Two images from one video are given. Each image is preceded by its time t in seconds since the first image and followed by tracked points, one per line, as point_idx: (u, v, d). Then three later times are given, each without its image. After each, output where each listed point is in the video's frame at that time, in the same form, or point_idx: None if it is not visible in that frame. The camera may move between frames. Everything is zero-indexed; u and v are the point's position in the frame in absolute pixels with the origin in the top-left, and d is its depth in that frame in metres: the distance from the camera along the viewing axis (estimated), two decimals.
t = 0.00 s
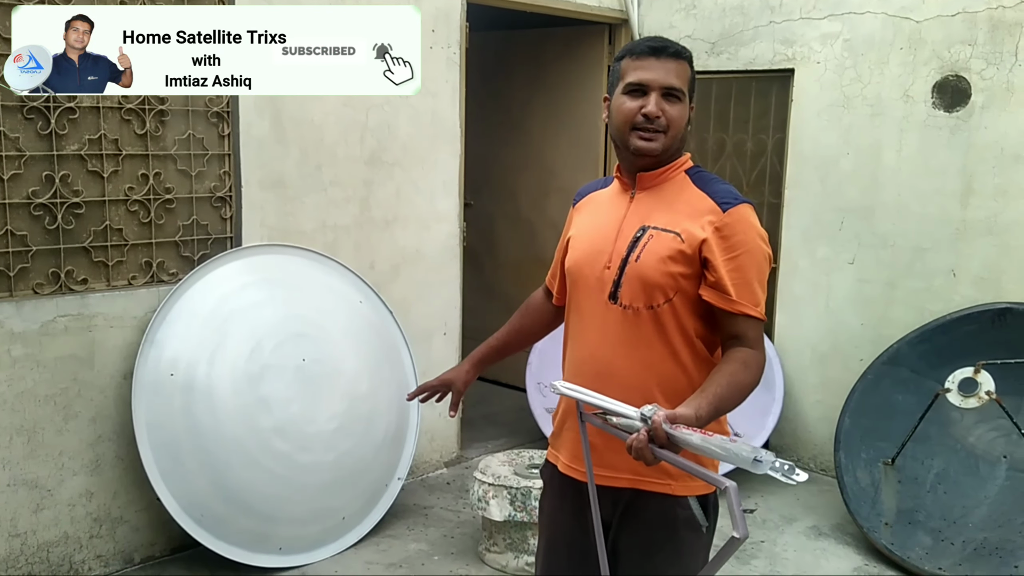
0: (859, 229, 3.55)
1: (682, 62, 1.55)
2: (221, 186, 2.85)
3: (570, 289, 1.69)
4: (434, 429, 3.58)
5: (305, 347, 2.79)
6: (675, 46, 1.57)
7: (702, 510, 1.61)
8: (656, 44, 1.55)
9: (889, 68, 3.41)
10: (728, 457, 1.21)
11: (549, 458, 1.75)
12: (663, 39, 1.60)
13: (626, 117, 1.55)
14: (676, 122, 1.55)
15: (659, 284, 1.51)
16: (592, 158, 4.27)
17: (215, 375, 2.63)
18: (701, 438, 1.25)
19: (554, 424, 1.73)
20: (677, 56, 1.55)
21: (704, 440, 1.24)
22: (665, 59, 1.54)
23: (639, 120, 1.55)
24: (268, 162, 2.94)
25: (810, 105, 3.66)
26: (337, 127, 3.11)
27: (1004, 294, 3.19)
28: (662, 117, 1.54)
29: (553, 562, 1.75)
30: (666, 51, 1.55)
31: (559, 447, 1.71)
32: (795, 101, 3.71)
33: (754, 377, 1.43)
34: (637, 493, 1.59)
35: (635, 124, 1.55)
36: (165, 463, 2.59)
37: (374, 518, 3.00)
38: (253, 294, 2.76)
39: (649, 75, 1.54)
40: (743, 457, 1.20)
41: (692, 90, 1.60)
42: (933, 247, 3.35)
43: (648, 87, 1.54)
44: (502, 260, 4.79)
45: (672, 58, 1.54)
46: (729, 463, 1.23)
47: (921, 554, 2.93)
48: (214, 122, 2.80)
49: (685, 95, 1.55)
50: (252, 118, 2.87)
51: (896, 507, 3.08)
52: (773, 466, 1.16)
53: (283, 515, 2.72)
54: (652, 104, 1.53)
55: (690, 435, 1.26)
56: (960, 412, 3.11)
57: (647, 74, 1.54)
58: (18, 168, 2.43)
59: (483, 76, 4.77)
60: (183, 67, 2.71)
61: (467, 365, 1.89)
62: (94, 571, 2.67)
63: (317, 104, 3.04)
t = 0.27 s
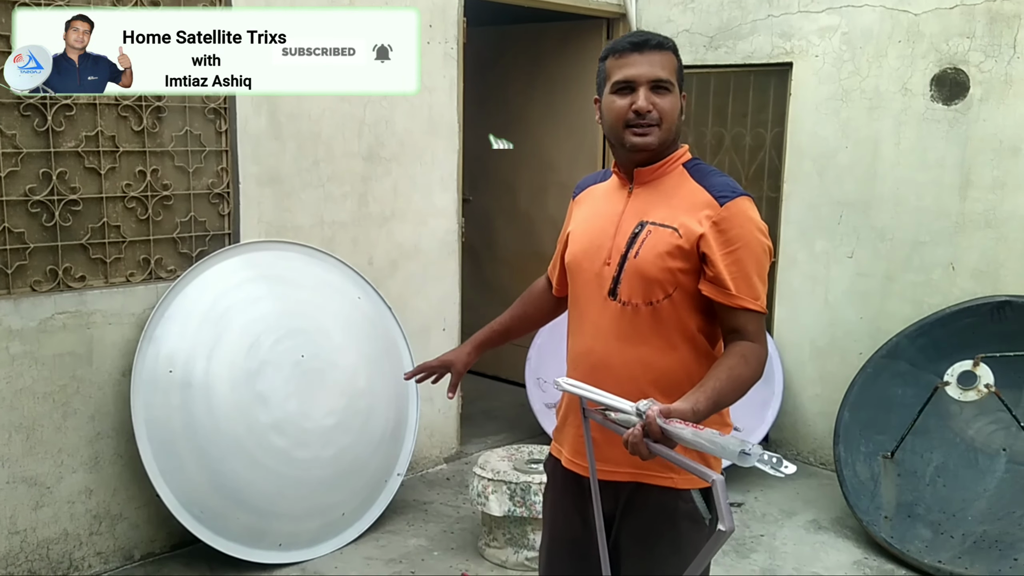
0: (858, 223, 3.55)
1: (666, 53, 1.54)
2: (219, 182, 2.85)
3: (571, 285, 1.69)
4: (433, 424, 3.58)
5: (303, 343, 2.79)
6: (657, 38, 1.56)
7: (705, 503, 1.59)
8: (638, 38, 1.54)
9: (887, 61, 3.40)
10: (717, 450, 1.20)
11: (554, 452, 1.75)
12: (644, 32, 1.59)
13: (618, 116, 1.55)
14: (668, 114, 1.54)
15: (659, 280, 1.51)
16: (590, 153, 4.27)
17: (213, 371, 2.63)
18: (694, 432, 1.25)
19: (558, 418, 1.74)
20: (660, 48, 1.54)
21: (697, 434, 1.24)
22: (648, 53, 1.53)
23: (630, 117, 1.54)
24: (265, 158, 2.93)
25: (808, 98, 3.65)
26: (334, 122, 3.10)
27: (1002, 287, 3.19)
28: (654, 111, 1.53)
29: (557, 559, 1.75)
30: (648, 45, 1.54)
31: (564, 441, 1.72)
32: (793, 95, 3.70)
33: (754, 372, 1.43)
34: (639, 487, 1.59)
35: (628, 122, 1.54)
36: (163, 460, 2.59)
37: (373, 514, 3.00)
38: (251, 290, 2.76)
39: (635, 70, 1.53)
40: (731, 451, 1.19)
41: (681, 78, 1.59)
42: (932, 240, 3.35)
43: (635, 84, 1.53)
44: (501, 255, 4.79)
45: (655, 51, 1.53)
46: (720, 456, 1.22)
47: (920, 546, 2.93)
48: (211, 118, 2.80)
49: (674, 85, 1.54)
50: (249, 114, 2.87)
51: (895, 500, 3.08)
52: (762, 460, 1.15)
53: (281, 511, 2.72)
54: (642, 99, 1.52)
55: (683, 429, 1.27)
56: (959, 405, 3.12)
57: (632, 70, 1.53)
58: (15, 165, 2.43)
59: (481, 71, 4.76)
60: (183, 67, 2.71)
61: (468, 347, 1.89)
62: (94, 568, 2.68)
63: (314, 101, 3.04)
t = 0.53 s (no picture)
0: (857, 218, 3.55)
1: (641, 51, 1.54)
2: (218, 178, 2.84)
3: (575, 286, 1.69)
4: (433, 420, 3.58)
5: (303, 339, 2.79)
6: (630, 37, 1.56)
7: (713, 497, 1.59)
8: (611, 42, 1.54)
9: (886, 56, 3.40)
10: (720, 435, 1.21)
11: (560, 449, 1.74)
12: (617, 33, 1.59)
13: (608, 121, 1.54)
14: (655, 111, 1.54)
15: (663, 280, 1.51)
16: (589, 149, 4.26)
17: (213, 368, 2.62)
18: (698, 418, 1.26)
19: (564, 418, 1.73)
20: (634, 47, 1.54)
21: (700, 420, 1.25)
22: (623, 55, 1.53)
23: (618, 120, 1.53)
24: (263, 154, 2.93)
25: (808, 93, 3.65)
26: (333, 119, 3.10)
27: (1002, 282, 3.19)
28: (641, 110, 1.52)
29: (563, 553, 1.75)
30: (622, 46, 1.54)
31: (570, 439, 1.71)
32: (793, 90, 3.70)
33: (759, 366, 1.42)
34: (647, 484, 1.59)
35: (618, 125, 1.54)
36: (163, 456, 2.59)
37: (373, 510, 3.00)
38: (250, 286, 2.75)
39: (614, 74, 1.53)
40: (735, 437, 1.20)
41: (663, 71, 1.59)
42: (932, 235, 3.34)
43: (617, 87, 1.53)
44: (501, 251, 4.78)
45: (630, 51, 1.53)
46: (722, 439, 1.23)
47: (919, 541, 2.93)
48: (209, 114, 2.79)
49: (657, 81, 1.54)
50: (248, 110, 2.86)
51: (895, 495, 3.08)
52: (763, 442, 1.16)
53: (281, 507, 2.72)
54: (627, 101, 1.52)
55: (686, 415, 1.27)
56: (959, 400, 3.11)
57: (611, 75, 1.53)
58: (13, 162, 2.43)
59: (480, 67, 4.76)
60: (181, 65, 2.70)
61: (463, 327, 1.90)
62: (94, 564, 2.68)
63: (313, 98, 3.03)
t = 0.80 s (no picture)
0: (856, 215, 3.55)
1: (637, 53, 1.53)
2: (217, 176, 2.84)
3: (576, 283, 1.69)
4: (433, 418, 3.58)
5: (302, 337, 2.79)
6: (626, 40, 1.55)
7: (715, 493, 1.59)
8: (606, 46, 1.53)
9: (886, 52, 3.39)
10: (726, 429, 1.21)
11: (561, 448, 1.74)
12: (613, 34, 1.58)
13: (606, 126, 1.54)
14: (654, 112, 1.54)
15: (665, 275, 1.51)
16: (588, 146, 4.26)
17: (212, 366, 2.62)
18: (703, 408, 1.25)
19: (565, 416, 1.72)
20: (630, 50, 1.53)
21: (705, 410, 1.24)
22: (620, 58, 1.52)
23: (617, 125, 1.53)
24: (262, 151, 2.92)
25: (807, 89, 3.65)
26: (332, 117, 3.10)
27: (1001, 278, 3.19)
28: (639, 114, 1.52)
29: (563, 550, 1.75)
30: (619, 49, 1.53)
31: (572, 437, 1.71)
32: (792, 87, 3.70)
33: (761, 361, 1.43)
34: (649, 482, 1.59)
35: (616, 130, 1.54)
36: (163, 454, 2.59)
37: (373, 508, 3.01)
38: (249, 284, 2.75)
39: (611, 79, 1.52)
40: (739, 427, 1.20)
41: (658, 71, 1.58)
42: (931, 231, 3.35)
43: (615, 92, 1.52)
44: (500, 248, 4.78)
45: (627, 54, 1.53)
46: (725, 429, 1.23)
47: (918, 537, 2.94)
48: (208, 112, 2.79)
49: (654, 83, 1.54)
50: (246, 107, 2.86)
51: (894, 491, 3.08)
52: (767, 430, 1.16)
53: (281, 504, 2.73)
54: (626, 106, 1.52)
55: (689, 406, 1.27)
56: (958, 396, 3.12)
57: (609, 79, 1.52)
58: (12, 160, 2.43)
59: (479, 64, 4.75)
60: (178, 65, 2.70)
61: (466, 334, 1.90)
62: (94, 562, 2.68)
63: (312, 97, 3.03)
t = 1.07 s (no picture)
0: (857, 211, 3.53)
1: (640, 48, 1.51)
2: (214, 175, 2.82)
3: (575, 280, 1.67)
4: (432, 417, 3.56)
5: (301, 337, 2.77)
6: (629, 34, 1.53)
7: (711, 496, 1.58)
8: (610, 40, 1.52)
9: (886, 47, 3.37)
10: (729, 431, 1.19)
11: (556, 448, 1.72)
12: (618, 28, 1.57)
13: (608, 121, 1.53)
14: (656, 108, 1.52)
15: (664, 270, 1.49)
16: (588, 144, 4.24)
17: (211, 366, 2.61)
18: (704, 411, 1.23)
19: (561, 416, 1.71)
20: (633, 44, 1.51)
21: (707, 412, 1.22)
22: (624, 52, 1.51)
23: (618, 119, 1.52)
24: (259, 150, 2.91)
25: (807, 86, 3.63)
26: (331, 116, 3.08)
27: (1003, 275, 3.17)
28: (641, 109, 1.51)
29: (560, 551, 1.74)
30: (622, 44, 1.51)
31: (568, 437, 1.69)
32: (792, 83, 3.68)
33: (762, 359, 1.41)
34: (644, 482, 1.57)
35: (618, 125, 1.52)
36: (161, 455, 2.58)
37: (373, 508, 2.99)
38: (247, 284, 2.74)
39: (613, 73, 1.51)
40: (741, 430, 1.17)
41: (663, 66, 1.57)
42: (932, 227, 3.33)
43: (617, 86, 1.51)
44: (500, 247, 4.77)
45: (630, 49, 1.51)
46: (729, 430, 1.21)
47: (920, 535, 2.92)
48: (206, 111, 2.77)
49: (657, 79, 1.52)
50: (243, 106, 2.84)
51: (896, 489, 3.07)
52: (770, 431, 1.14)
53: (280, 505, 2.71)
54: (627, 100, 1.50)
55: (691, 407, 1.25)
56: (959, 393, 3.10)
57: (612, 73, 1.51)
58: (8, 160, 2.41)
59: (478, 61, 4.73)
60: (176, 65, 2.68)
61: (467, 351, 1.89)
62: (92, 564, 2.67)
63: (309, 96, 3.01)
